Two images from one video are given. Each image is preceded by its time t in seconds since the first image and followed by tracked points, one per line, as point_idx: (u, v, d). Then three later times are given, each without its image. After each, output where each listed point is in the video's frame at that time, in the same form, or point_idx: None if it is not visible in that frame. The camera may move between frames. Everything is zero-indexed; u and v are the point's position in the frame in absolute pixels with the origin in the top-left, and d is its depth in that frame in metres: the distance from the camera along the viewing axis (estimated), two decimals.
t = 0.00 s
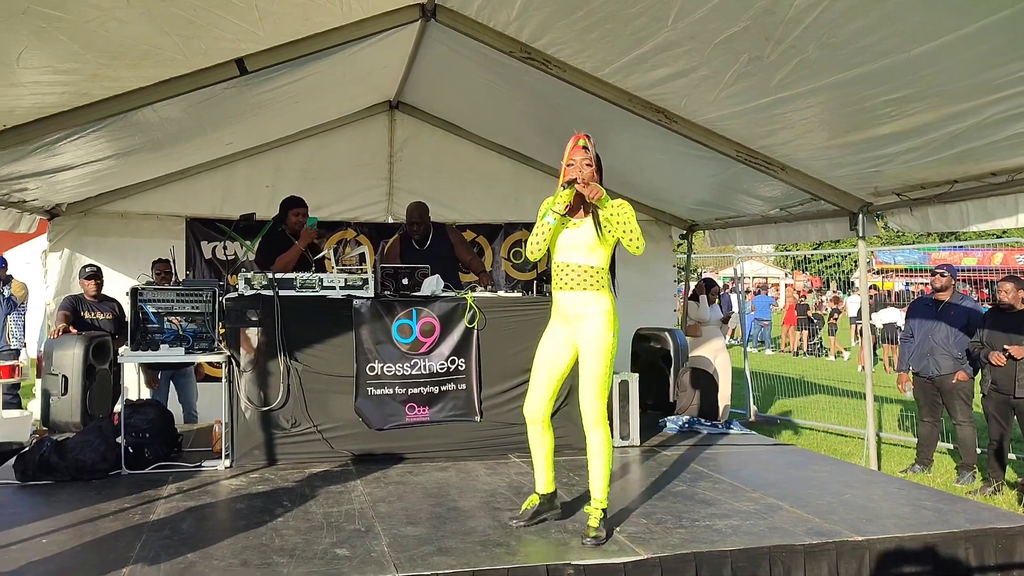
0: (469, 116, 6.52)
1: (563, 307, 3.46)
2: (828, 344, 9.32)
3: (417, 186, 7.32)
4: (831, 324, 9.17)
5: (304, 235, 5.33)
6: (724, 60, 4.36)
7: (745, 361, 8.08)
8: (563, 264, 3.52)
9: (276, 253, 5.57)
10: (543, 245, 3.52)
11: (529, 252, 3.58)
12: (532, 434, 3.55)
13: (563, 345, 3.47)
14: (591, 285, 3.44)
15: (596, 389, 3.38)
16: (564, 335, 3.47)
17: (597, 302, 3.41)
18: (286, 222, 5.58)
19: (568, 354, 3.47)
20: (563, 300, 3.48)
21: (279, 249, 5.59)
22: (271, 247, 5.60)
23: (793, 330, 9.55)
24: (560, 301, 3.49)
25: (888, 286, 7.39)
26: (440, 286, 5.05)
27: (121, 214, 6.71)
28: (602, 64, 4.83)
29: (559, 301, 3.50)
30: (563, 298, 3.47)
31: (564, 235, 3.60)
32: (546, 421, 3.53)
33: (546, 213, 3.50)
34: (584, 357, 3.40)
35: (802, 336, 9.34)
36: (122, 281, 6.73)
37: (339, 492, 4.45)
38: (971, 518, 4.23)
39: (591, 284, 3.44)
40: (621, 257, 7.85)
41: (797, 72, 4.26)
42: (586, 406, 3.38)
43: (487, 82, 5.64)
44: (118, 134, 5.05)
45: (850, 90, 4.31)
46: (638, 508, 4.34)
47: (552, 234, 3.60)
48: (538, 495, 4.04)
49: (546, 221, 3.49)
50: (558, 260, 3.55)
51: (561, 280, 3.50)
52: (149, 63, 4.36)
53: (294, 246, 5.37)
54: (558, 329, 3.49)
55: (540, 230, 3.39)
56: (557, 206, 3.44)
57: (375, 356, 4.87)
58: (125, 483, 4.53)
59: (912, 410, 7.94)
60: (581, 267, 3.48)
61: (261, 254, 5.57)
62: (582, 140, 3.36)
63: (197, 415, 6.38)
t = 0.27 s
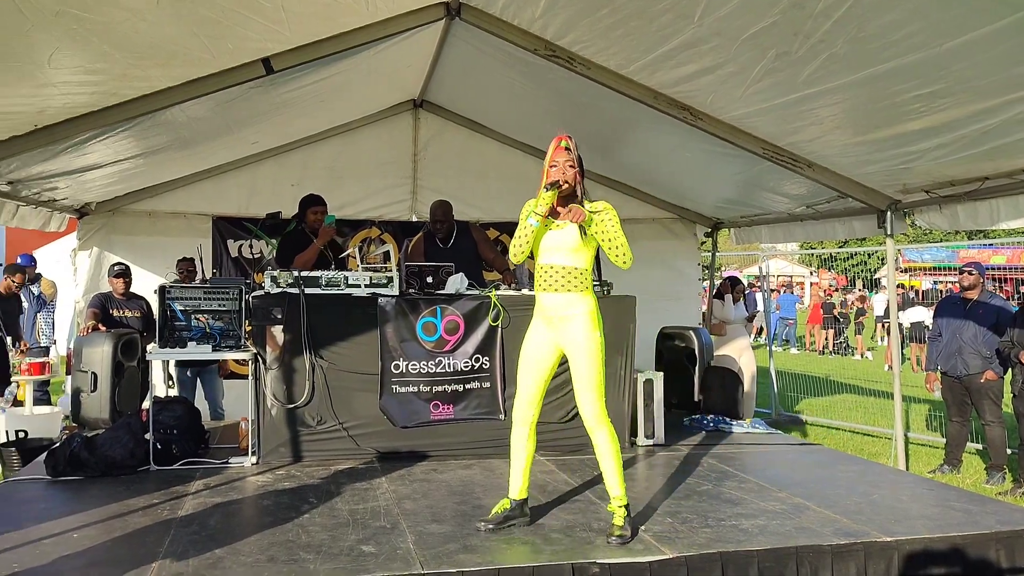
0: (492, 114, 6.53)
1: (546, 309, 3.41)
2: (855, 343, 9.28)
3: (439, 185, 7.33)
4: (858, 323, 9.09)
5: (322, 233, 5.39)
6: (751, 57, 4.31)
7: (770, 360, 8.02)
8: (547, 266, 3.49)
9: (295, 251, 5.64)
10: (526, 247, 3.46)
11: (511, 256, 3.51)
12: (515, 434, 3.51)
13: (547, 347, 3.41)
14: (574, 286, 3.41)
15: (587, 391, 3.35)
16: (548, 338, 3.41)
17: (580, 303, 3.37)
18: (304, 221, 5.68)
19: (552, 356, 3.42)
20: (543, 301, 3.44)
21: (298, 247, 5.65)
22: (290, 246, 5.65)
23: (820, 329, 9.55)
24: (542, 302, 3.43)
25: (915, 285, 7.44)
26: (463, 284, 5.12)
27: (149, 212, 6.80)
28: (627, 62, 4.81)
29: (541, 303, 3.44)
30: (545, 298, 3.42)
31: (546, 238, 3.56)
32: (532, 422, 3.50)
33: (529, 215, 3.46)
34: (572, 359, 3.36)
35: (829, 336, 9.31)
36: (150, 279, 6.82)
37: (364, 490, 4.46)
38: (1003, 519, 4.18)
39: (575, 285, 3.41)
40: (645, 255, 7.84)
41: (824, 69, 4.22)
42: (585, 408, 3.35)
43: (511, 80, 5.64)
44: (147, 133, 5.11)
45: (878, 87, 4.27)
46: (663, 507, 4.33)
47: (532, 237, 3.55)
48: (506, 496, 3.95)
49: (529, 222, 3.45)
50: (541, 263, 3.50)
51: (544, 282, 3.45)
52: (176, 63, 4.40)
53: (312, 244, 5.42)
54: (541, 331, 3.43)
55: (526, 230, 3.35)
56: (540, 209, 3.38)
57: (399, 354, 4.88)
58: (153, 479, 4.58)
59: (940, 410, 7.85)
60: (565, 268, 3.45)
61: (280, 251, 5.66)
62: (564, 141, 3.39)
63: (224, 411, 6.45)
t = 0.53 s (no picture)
0: (516, 112, 6.54)
1: (532, 305, 3.41)
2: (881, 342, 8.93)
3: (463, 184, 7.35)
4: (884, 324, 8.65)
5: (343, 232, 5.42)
6: (779, 55, 4.26)
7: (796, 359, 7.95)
8: (531, 263, 3.46)
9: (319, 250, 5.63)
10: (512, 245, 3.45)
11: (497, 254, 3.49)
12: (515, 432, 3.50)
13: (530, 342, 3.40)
14: (556, 284, 3.39)
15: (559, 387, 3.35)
16: (531, 332, 3.40)
17: (565, 301, 3.38)
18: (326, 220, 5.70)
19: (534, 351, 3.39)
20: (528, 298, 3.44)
21: (321, 246, 5.65)
22: (312, 246, 5.64)
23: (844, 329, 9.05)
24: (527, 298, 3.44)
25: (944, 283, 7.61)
26: (488, 283, 5.14)
27: (178, 212, 6.88)
28: (653, 60, 4.79)
29: (525, 301, 3.43)
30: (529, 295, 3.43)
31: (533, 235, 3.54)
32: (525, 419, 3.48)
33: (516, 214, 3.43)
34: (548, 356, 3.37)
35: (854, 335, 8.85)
36: (178, 278, 6.90)
37: (390, 487, 4.48)
38: None
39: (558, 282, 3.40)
40: (669, 254, 7.81)
41: (853, 66, 4.17)
42: (553, 403, 3.37)
43: (535, 79, 5.64)
44: (177, 133, 5.17)
45: (907, 84, 4.22)
46: (689, 507, 4.31)
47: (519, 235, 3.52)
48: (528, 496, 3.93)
49: (516, 221, 3.43)
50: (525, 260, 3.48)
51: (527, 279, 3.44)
52: (205, 64, 4.44)
53: (335, 243, 5.45)
54: (524, 329, 3.42)
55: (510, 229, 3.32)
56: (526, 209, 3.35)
57: (425, 352, 4.89)
58: (182, 476, 4.64)
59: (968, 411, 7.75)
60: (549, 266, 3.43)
61: (303, 251, 5.66)
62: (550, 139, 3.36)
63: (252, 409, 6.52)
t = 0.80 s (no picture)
0: (539, 111, 6.54)
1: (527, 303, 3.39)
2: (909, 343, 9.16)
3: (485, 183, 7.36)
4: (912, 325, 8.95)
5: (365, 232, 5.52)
6: (806, 53, 4.22)
7: (821, 359, 7.90)
8: (526, 263, 3.44)
9: (342, 250, 5.66)
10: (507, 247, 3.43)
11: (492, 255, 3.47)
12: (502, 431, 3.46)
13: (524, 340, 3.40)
14: (552, 283, 3.38)
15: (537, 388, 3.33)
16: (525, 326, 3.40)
17: (561, 302, 3.37)
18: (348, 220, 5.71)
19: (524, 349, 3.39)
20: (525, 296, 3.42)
21: (344, 246, 5.68)
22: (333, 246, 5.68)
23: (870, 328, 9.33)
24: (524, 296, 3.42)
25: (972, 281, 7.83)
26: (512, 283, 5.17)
27: (203, 211, 6.95)
28: (678, 58, 4.76)
29: (521, 299, 3.42)
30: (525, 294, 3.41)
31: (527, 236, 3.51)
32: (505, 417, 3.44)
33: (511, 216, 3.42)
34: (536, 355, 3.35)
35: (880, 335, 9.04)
36: (204, 277, 6.98)
37: (414, 486, 4.50)
38: None
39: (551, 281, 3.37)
40: (692, 253, 7.79)
41: (881, 64, 4.12)
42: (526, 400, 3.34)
43: (559, 78, 5.64)
44: (203, 134, 5.21)
45: (937, 82, 4.16)
46: (714, 507, 4.29)
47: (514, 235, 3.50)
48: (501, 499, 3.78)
49: (510, 223, 3.41)
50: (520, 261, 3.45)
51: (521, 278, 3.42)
52: (229, 65, 4.46)
53: (357, 243, 5.52)
54: (519, 327, 3.43)
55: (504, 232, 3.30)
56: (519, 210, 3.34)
57: (449, 352, 4.90)
58: (208, 473, 4.68)
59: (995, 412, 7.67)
60: (542, 266, 3.40)
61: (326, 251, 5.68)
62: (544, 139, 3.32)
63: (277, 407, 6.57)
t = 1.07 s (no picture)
0: (558, 110, 6.54)
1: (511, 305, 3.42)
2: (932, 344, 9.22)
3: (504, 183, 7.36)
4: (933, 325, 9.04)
5: (386, 233, 5.50)
6: (829, 52, 4.19)
7: (844, 359, 7.85)
8: (514, 262, 3.44)
9: (362, 250, 5.68)
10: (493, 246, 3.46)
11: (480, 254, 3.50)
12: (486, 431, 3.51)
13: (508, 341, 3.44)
14: (540, 284, 3.37)
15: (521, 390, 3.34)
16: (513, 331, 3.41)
17: (544, 303, 3.36)
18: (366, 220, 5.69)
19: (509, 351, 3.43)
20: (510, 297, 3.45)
21: (365, 245, 5.71)
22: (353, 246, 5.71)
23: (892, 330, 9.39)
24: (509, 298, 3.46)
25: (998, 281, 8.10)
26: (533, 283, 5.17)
27: (225, 211, 7.00)
28: (699, 57, 4.74)
29: (508, 301, 3.44)
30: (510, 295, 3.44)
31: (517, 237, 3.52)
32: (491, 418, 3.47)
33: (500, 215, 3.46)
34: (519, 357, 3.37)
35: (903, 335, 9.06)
36: (227, 276, 7.04)
37: (435, 485, 4.51)
38: None
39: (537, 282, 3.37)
40: (712, 253, 7.77)
41: (905, 63, 4.09)
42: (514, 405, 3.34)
43: (579, 77, 5.63)
44: (226, 134, 5.25)
45: (962, 81, 4.12)
46: (736, 508, 4.27)
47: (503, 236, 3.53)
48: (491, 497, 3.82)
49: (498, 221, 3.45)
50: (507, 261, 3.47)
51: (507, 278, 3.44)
52: (252, 66, 4.49)
53: (378, 244, 5.52)
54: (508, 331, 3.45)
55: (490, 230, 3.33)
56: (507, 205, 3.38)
57: (468, 352, 4.90)
58: (231, 471, 4.71)
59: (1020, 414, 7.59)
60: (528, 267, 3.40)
61: (345, 251, 5.70)
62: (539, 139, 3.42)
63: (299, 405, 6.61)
